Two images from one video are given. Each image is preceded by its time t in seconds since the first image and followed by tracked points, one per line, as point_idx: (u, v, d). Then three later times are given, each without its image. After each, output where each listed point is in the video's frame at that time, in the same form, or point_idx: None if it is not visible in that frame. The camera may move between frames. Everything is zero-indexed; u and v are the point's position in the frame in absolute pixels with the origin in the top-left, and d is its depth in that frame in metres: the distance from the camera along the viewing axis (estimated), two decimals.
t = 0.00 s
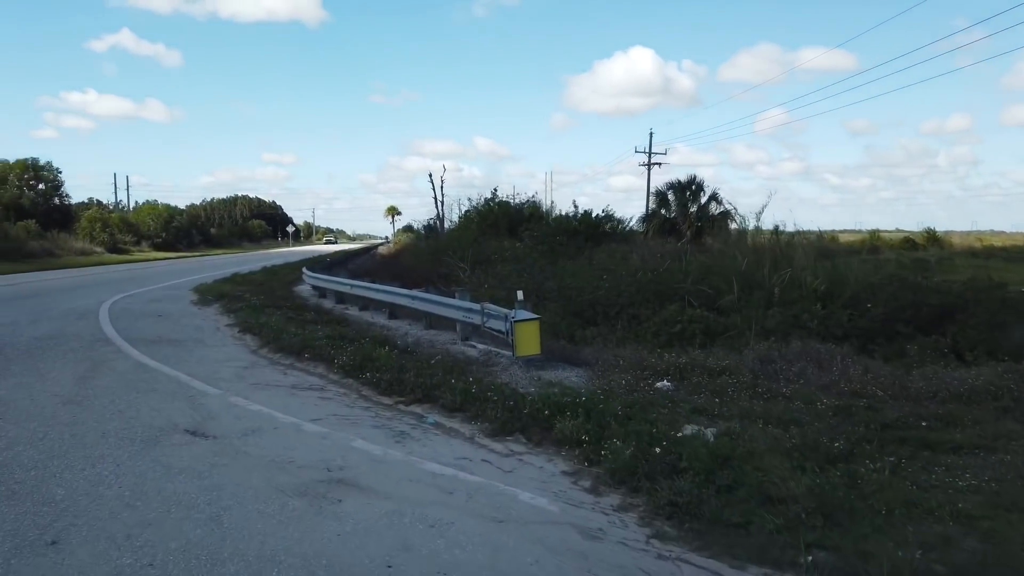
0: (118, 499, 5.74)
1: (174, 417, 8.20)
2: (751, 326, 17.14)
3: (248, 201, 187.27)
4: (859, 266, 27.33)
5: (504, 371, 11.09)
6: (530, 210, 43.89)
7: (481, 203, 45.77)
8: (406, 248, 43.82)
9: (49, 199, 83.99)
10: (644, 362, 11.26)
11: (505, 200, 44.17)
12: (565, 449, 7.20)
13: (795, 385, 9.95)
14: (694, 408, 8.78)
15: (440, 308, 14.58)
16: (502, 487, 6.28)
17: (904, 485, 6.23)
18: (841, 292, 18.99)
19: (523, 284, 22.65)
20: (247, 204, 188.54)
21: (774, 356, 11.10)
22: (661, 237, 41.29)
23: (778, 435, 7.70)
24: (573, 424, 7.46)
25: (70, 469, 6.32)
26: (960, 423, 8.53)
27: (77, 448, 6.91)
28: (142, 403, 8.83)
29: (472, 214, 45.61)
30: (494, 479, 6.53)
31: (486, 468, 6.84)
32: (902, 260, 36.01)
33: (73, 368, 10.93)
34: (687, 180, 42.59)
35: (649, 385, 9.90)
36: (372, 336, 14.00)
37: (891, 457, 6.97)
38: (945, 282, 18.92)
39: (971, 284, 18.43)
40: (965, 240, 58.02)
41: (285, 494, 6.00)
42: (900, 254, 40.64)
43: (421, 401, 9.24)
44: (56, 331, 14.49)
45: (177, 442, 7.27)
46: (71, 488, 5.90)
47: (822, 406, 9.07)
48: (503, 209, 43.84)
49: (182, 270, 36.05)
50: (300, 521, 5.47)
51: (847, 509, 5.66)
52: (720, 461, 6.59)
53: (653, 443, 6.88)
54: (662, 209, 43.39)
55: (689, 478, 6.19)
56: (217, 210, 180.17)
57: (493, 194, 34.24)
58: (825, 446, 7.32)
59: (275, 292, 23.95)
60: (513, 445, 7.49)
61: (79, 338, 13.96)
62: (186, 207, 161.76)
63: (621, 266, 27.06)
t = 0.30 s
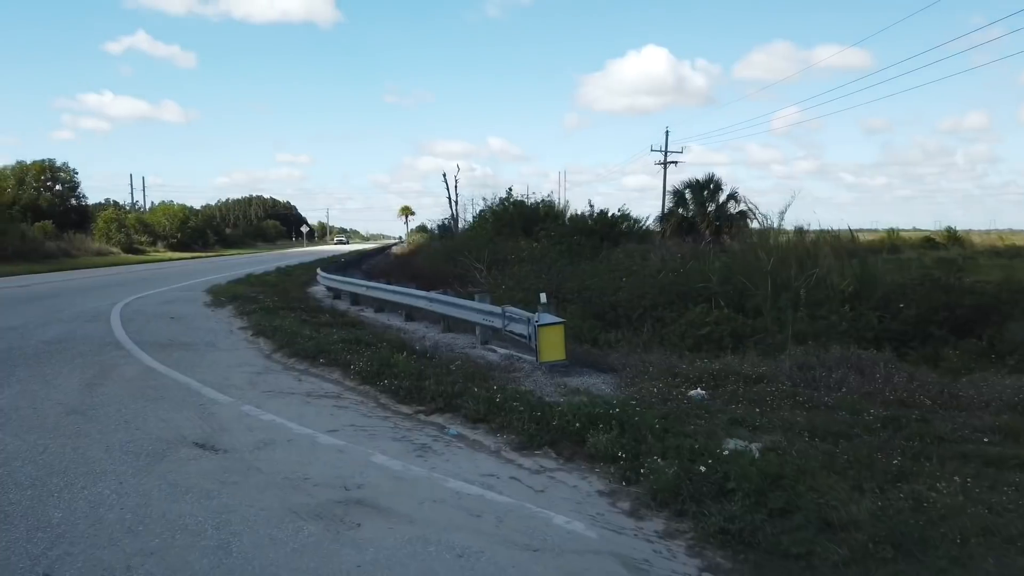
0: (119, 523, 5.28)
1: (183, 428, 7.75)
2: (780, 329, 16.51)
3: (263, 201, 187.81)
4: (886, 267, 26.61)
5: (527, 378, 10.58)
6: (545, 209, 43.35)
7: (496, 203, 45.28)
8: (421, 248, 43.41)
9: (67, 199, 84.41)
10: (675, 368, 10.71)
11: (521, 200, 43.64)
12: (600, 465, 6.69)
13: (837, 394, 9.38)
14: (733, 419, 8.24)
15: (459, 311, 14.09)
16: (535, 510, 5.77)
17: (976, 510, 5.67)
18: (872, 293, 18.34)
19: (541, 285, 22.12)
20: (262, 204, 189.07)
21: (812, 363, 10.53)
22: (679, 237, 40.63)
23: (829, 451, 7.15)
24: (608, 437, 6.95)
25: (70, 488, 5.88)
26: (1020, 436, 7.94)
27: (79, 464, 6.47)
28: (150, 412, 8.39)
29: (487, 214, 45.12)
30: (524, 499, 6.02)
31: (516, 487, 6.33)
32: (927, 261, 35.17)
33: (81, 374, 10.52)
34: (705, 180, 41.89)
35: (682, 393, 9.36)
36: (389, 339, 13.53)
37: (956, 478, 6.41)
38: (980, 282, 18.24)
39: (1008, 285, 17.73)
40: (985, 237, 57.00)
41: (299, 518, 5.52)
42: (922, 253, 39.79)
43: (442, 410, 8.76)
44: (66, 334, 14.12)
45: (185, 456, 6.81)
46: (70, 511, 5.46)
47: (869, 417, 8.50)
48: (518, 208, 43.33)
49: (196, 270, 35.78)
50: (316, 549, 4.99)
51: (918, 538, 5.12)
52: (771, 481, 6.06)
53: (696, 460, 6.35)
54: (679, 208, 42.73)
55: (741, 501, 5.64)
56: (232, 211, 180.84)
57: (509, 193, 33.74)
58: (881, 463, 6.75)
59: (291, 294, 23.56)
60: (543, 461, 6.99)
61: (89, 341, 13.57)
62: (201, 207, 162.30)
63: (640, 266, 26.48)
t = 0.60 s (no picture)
0: (124, 550, 4.84)
1: (195, 440, 7.31)
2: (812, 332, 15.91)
3: (279, 201, 188.43)
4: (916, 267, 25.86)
5: (555, 385, 10.08)
6: (563, 208, 42.79)
7: (513, 203, 44.78)
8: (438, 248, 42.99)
9: (86, 199, 84.88)
10: (710, 375, 10.16)
11: (538, 200, 43.12)
12: (643, 484, 6.18)
13: (887, 405, 8.81)
14: (780, 432, 7.70)
15: (480, 313, 13.61)
16: (575, 535, 5.27)
17: None
18: (907, 294, 17.68)
19: (562, 286, 21.60)
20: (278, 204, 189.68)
21: (856, 370, 9.96)
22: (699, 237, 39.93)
23: (890, 469, 6.59)
24: (650, 454, 6.45)
25: (72, 509, 5.44)
26: None
27: (84, 481, 6.04)
28: (159, 422, 7.95)
29: (504, 213, 44.62)
30: (563, 523, 5.53)
31: (552, 508, 5.84)
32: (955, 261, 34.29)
33: (92, 379, 10.12)
34: (726, 178, 41.16)
35: (722, 402, 8.82)
36: (408, 343, 13.06)
37: None
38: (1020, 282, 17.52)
39: None
40: (1011, 237, 55.77)
41: (319, 543, 5.06)
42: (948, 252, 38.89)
43: (468, 421, 8.27)
44: (78, 337, 13.77)
45: (197, 472, 6.35)
46: (71, 535, 5.01)
47: (926, 430, 7.93)
48: (536, 208, 42.80)
49: (212, 270, 35.52)
50: None
51: (1008, 573, 4.58)
52: (834, 504, 5.52)
53: (749, 481, 5.83)
54: (699, 207, 42.04)
55: (804, 528, 5.12)
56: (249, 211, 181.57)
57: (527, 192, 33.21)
58: (950, 484, 6.19)
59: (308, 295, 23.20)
60: (579, 478, 6.48)
61: (101, 344, 13.20)
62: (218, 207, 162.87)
63: (663, 267, 25.89)
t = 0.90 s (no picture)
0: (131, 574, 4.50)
1: (209, 449, 6.98)
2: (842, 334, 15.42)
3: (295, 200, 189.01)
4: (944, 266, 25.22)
5: (580, 390, 9.68)
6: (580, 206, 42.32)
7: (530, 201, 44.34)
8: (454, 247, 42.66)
9: (104, 199, 85.37)
10: (743, 380, 9.73)
11: (554, 198, 42.67)
12: (683, 501, 5.79)
13: (933, 413, 8.35)
14: (824, 442, 7.27)
15: (501, 314, 13.22)
16: (614, 558, 4.89)
17: None
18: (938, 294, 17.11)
19: (581, 286, 21.17)
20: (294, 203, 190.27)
21: (897, 376, 9.49)
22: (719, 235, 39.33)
23: (948, 485, 6.15)
24: (691, 469, 6.05)
25: (78, 526, 5.12)
26: None
27: (92, 494, 5.72)
28: (171, 429, 7.62)
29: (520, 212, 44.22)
30: (600, 544, 5.15)
31: (588, 526, 5.46)
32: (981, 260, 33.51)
33: (104, 383, 9.83)
34: (745, 176, 40.52)
35: (759, 410, 8.39)
36: (427, 345, 12.69)
37: None
38: None
39: None
40: None
41: (340, 566, 4.71)
42: (974, 251, 38.04)
43: (493, 429, 7.90)
44: (92, 338, 13.52)
45: (210, 485, 6.01)
46: (76, 556, 4.69)
47: (979, 440, 7.47)
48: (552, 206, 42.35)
49: (227, 269, 35.36)
50: None
51: None
52: (894, 525, 5.11)
53: (800, 499, 5.41)
54: (718, 205, 41.42)
55: (865, 553, 4.71)
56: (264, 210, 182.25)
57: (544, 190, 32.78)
58: (1015, 502, 5.75)
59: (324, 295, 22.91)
60: (614, 494, 6.09)
61: (115, 345, 12.92)
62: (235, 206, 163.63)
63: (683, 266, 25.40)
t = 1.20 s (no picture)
0: None
1: (224, 458, 6.71)
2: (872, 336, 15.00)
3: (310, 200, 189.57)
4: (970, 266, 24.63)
5: (606, 396, 9.33)
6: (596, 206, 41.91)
7: (546, 201, 43.97)
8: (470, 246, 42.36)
9: (122, 199, 85.77)
10: (776, 386, 9.35)
11: (571, 197, 42.28)
12: (725, 518, 5.45)
13: (980, 422, 7.94)
14: (868, 453, 6.90)
15: (521, 315, 12.89)
16: None
17: None
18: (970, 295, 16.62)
19: (601, 287, 20.81)
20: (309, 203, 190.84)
21: (938, 382, 9.07)
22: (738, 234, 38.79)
23: (1005, 500, 5.78)
24: (732, 483, 5.71)
25: (87, 543, 4.85)
26: None
27: (102, 507, 5.45)
28: (185, 437, 7.36)
29: (536, 211, 43.87)
30: (639, 564, 4.82)
31: (624, 545, 5.13)
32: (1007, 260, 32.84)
33: (118, 386, 9.60)
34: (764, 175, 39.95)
35: (795, 417, 8.01)
36: (447, 348, 12.39)
37: None
38: None
39: None
40: None
41: None
42: (998, 250, 37.31)
43: (519, 437, 7.58)
44: (107, 339, 13.33)
45: (226, 498, 5.74)
46: None
47: None
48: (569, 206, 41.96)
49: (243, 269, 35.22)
50: None
51: None
52: (956, 547, 4.74)
53: (853, 517, 5.05)
54: (737, 204, 40.87)
55: None
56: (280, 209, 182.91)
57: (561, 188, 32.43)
58: None
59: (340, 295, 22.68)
60: (650, 509, 5.75)
61: (130, 347, 12.71)
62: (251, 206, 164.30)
63: (703, 266, 24.97)
